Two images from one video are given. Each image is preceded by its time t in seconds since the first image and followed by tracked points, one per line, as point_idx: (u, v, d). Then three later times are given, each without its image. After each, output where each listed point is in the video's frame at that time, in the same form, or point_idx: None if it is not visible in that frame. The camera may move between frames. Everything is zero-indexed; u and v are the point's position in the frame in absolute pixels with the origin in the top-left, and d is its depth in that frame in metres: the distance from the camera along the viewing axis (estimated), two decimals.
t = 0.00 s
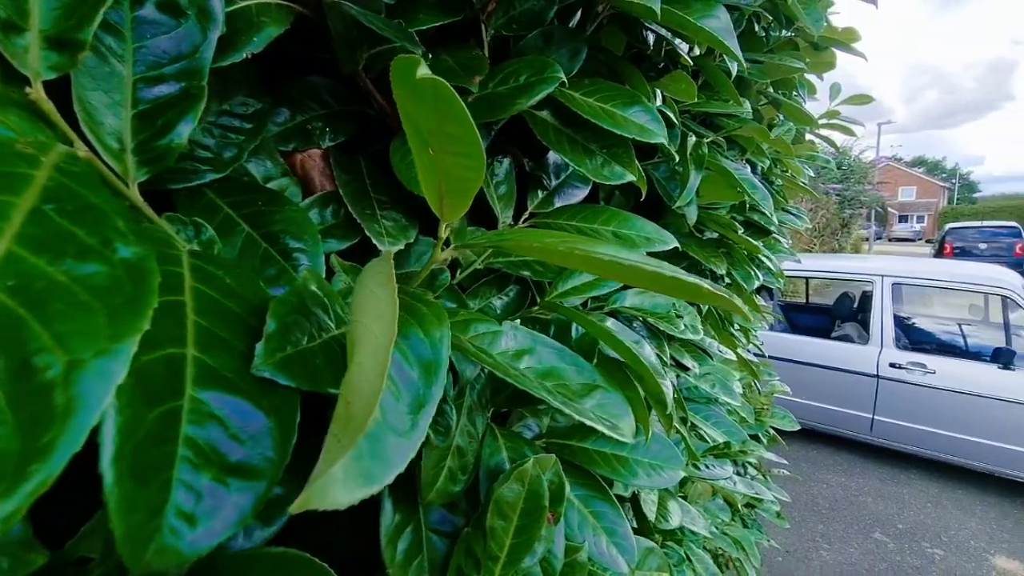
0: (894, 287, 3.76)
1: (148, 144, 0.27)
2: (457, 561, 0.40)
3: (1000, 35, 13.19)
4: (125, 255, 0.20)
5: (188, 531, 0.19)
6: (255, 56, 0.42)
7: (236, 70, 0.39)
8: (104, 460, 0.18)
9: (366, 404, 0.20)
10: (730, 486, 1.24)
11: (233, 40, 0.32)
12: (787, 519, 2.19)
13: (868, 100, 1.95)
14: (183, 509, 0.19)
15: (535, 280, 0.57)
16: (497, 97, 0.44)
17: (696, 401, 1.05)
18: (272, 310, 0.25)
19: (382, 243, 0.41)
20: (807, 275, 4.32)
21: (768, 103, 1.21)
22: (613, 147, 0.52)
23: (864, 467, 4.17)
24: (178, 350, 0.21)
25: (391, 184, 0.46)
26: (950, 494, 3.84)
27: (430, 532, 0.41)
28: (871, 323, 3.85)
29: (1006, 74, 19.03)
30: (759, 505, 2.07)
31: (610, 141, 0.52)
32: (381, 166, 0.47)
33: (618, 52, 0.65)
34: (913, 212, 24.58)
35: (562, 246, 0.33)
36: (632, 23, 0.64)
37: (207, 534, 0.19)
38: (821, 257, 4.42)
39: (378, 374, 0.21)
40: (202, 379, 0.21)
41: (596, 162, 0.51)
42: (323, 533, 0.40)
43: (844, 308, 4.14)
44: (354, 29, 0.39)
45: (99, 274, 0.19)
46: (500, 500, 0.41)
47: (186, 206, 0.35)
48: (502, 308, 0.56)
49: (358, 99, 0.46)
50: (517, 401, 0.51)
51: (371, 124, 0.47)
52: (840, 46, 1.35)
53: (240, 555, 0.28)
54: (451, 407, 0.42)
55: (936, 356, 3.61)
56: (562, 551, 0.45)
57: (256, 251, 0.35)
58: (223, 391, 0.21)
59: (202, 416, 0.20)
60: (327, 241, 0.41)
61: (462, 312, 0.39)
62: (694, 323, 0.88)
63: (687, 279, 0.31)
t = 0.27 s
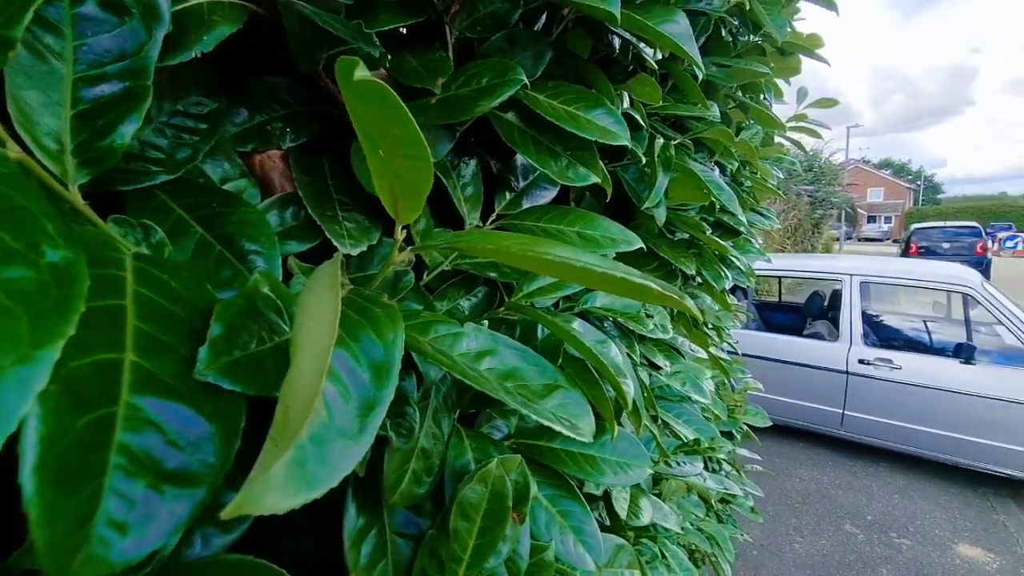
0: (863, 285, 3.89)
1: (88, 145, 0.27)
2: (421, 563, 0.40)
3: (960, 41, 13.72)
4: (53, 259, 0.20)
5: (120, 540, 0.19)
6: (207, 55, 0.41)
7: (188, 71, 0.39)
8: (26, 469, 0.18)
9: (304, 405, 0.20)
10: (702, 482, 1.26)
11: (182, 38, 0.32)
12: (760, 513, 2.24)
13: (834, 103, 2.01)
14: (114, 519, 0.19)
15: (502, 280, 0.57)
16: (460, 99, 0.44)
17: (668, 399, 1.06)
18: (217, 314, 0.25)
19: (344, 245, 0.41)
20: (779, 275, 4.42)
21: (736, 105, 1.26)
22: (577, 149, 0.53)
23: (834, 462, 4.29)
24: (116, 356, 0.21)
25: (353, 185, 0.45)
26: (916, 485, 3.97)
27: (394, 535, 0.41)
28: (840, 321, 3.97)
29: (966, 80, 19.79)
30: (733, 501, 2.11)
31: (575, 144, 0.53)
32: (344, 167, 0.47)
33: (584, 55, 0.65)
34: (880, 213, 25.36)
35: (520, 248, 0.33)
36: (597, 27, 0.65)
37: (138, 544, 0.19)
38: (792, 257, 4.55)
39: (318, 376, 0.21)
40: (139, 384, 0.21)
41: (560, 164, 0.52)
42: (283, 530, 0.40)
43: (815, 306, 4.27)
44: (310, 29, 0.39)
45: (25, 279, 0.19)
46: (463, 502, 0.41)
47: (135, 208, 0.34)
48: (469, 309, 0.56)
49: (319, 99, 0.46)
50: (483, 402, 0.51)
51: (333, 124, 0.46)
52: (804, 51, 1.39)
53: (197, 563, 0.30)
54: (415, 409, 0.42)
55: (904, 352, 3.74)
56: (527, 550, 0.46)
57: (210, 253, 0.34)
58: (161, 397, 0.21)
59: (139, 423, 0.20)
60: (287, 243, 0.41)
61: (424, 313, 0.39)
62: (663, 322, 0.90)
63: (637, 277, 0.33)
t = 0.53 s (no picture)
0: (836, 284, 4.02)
1: (35, 148, 0.27)
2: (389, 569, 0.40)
3: (926, 47, 14.17)
4: None
5: (58, 551, 0.19)
6: (164, 56, 0.40)
7: (146, 72, 0.38)
8: None
9: (251, 411, 0.20)
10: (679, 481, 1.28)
11: (134, 40, 0.32)
12: (737, 509, 2.28)
13: (805, 107, 2.06)
14: (52, 531, 0.19)
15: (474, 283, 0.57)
16: (426, 103, 0.44)
17: (642, 399, 1.08)
18: (166, 321, 0.25)
19: (310, 250, 0.40)
20: (755, 275, 4.51)
21: (709, 109, 1.29)
22: (547, 153, 0.54)
23: (810, 458, 4.38)
24: (57, 364, 0.22)
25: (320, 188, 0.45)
26: (888, 479, 4.08)
27: (363, 540, 0.41)
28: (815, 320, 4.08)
29: (933, 85, 20.47)
30: (711, 498, 2.14)
31: (543, 148, 0.53)
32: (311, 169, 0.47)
33: (555, 60, 0.66)
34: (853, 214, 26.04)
35: (478, 252, 0.34)
36: (568, 32, 0.65)
37: (79, 555, 0.20)
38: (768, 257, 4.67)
39: (264, 382, 0.21)
40: (82, 394, 0.21)
41: (529, 168, 0.52)
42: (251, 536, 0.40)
43: (791, 305, 4.38)
44: (272, 33, 0.39)
45: None
46: (430, 506, 0.41)
47: (90, 213, 0.34)
48: (441, 312, 0.56)
49: (284, 101, 0.45)
50: (455, 404, 0.51)
51: (299, 127, 0.46)
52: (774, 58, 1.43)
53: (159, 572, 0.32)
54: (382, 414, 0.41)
55: (875, 350, 3.85)
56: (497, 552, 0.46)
57: (167, 258, 0.34)
58: (107, 406, 0.22)
59: (80, 434, 0.21)
60: (250, 248, 0.40)
61: (389, 317, 0.39)
62: (637, 323, 0.91)
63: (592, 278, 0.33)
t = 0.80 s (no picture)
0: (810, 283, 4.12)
1: None
2: None
3: (895, 52, 14.60)
4: None
5: None
6: (112, 55, 0.39)
7: (93, 70, 0.37)
8: None
9: (180, 418, 0.20)
10: (655, 478, 1.29)
11: (73, 37, 0.31)
12: (715, 505, 2.32)
13: (776, 110, 2.10)
14: None
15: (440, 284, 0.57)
16: (388, 103, 0.44)
17: (617, 398, 1.09)
18: (102, 328, 0.25)
19: (267, 252, 0.40)
20: (731, 275, 4.59)
21: (680, 112, 1.31)
22: (511, 154, 0.53)
23: (786, 453, 4.48)
24: None
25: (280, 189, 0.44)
26: (861, 472, 4.19)
27: (325, 546, 0.41)
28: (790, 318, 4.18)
29: (901, 90, 21.13)
30: (689, 495, 2.17)
31: (508, 149, 0.53)
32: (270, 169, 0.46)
33: (523, 62, 0.66)
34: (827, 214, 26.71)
35: (429, 255, 0.36)
36: (536, 34, 0.65)
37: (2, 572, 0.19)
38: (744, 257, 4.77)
39: (198, 385, 0.21)
40: (7, 405, 0.21)
41: (495, 169, 0.52)
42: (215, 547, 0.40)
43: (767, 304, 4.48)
44: (225, 33, 0.38)
45: None
46: (392, 509, 0.41)
47: (33, 215, 0.33)
48: (409, 313, 0.56)
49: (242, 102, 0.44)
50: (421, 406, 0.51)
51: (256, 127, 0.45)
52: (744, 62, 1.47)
53: None
54: (343, 418, 0.41)
55: (848, 347, 3.96)
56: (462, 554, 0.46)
57: (115, 261, 0.33)
58: (35, 416, 0.21)
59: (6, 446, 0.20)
60: (205, 250, 0.40)
61: (348, 319, 0.39)
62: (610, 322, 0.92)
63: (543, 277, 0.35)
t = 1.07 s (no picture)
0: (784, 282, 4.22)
1: None
2: None
3: (864, 56, 15.02)
4: None
5: None
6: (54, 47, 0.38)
7: (35, 63, 0.36)
8: None
9: (110, 421, 0.21)
10: (631, 476, 1.30)
11: (8, 29, 0.30)
12: (693, 501, 2.35)
13: (748, 112, 2.15)
14: None
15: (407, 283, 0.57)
16: (348, 101, 0.44)
17: (592, 397, 1.09)
18: (31, 329, 0.25)
19: (223, 252, 0.39)
20: (708, 274, 4.67)
21: (654, 113, 1.33)
22: (476, 152, 0.53)
23: (763, 449, 4.56)
24: None
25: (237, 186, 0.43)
26: (834, 467, 4.29)
27: (286, 551, 0.40)
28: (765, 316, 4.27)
29: (871, 94, 21.75)
30: (667, 492, 2.20)
31: (474, 147, 0.53)
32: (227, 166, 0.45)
33: (492, 62, 0.66)
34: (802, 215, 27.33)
35: (388, 254, 0.36)
36: (503, 34, 0.66)
37: None
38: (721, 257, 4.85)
39: (129, 389, 0.22)
40: None
41: (461, 167, 0.52)
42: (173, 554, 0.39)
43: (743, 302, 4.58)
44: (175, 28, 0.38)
45: None
46: (352, 511, 0.41)
47: None
48: (375, 313, 0.55)
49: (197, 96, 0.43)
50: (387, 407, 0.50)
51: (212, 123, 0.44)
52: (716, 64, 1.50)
53: None
54: (301, 419, 0.40)
55: (821, 344, 4.06)
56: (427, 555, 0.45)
57: (57, 261, 0.32)
58: None
59: None
60: (156, 249, 0.39)
61: (304, 319, 0.38)
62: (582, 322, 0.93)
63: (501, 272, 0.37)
